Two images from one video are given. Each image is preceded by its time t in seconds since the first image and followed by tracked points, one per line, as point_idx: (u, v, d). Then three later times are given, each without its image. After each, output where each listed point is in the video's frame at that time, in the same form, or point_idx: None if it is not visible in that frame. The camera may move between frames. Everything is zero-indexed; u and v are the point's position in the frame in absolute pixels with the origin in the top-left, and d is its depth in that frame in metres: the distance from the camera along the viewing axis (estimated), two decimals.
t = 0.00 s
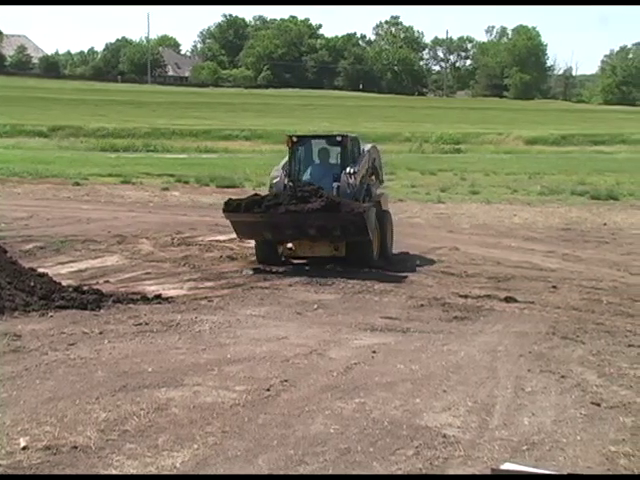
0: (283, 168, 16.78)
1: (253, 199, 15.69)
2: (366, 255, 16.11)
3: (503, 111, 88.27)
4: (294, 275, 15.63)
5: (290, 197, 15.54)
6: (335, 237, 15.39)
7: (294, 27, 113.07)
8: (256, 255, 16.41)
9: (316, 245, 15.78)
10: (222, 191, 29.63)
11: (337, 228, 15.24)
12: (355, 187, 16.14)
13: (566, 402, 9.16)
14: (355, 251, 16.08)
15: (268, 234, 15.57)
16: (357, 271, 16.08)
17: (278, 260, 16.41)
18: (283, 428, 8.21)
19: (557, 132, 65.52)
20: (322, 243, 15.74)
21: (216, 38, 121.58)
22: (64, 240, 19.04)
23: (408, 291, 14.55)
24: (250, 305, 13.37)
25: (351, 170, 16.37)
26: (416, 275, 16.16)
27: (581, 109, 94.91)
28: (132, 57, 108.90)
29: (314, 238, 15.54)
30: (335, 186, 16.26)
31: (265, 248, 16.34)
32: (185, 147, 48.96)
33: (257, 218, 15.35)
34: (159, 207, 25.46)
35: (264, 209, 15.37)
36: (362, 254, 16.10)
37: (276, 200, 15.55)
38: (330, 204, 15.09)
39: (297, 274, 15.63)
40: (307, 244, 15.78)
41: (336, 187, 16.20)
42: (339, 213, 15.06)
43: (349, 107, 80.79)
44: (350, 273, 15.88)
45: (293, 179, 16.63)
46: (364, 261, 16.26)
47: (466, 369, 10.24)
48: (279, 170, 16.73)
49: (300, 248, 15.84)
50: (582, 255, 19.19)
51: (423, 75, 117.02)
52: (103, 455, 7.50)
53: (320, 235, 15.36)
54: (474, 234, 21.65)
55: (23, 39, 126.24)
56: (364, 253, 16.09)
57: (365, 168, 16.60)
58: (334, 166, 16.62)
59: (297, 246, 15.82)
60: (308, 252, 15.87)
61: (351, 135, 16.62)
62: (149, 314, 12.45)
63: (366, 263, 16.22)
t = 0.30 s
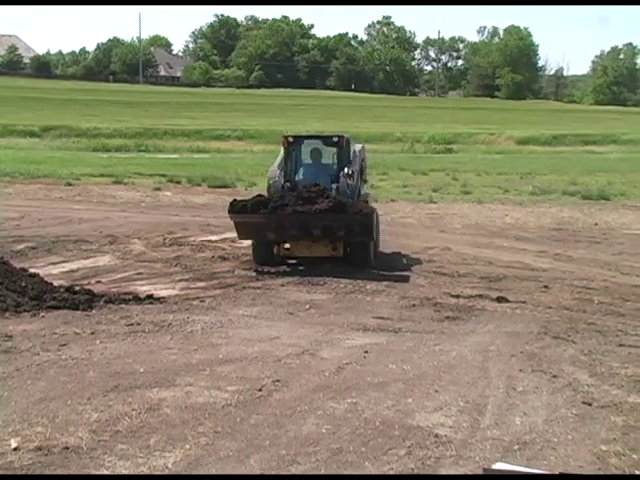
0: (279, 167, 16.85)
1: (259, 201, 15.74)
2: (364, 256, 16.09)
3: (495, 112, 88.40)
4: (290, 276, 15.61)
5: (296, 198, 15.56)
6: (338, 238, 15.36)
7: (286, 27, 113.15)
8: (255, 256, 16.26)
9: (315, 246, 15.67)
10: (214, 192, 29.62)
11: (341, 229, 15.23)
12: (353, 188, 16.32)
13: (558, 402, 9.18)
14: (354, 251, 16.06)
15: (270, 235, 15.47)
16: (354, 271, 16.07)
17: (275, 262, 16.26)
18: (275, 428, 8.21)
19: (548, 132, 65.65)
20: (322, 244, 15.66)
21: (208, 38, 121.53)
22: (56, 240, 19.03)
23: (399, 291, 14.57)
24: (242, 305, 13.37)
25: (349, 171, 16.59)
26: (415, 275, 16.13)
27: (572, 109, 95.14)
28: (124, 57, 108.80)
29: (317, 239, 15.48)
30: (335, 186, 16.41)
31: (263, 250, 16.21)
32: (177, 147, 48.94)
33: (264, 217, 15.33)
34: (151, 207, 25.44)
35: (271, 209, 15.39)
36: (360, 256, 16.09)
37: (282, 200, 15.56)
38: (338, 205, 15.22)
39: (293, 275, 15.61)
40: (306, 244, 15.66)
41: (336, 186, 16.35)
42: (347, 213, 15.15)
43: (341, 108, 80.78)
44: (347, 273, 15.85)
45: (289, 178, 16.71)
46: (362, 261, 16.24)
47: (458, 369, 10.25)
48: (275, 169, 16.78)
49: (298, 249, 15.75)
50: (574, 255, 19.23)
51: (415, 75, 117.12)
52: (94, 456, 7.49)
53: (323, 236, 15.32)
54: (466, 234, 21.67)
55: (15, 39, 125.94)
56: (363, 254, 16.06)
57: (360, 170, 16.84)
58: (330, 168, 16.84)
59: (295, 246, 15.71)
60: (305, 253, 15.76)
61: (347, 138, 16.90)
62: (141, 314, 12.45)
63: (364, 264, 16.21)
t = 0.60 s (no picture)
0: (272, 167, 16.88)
1: (264, 201, 15.86)
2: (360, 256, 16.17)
3: (486, 111, 88.50)
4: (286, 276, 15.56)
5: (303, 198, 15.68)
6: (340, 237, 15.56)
7: (277, 27, 113.15)
8: (252, 256, 16.15)
9: (313, 245, 15.68)
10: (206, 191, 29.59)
11: (346, 228, 15.49)
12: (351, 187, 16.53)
13: (548, 401, 9.21)
14: (350, 251, 16.10)
15: (274, 235, 15.46)
16: (351, 271, 16.04)
17: (270, 262, 16.18)
18: (267, 428, 8.21)
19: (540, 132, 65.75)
20: (321, 244, 15.70)
21: (199, 38, 121.31)
22: (47, 240, 18.99)
23: (391, 291, 14.58)
24: (234, 305, 13.36)
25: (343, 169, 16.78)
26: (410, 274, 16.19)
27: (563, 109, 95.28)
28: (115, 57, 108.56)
29: (318, 240, 15.59)
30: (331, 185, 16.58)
31: (259, 251, 16.09)
32: (168, 147, 48.86)
33: (272, 215, 15.37)
34: (143, 207, 25.40)
35: (279, 208, 15.48)
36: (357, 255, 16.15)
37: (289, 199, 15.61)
38: (347, 203, 15.61)
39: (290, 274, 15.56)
40: (304, 243, 15.65)
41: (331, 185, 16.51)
42: (355, 211, 15.48)
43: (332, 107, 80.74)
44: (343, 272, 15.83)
45: (283, 179, 16.77)
46: (358, 261, 16.26)
47: (450, 368, 10.27)
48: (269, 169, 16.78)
49: (295, 248, 15.73)
50: (565, 254, 19.27)
51: (407, 75, 117.13)
52: (86, 457, 7.48)
53: (327, 235, 15.47)
54: (458, 234, 21.68)
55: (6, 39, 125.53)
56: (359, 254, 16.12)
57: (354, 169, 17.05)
58: (324, 166, 16.94)
59: (293, 246, 15.68)
60: (301, 252, 15.74)
61: (340, 137, 17.04)
62: (133, 314, 12.42)
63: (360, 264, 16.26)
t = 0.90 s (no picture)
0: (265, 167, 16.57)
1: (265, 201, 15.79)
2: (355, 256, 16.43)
3: (472, 111, 88.69)
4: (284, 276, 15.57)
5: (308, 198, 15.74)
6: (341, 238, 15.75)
7: (264, 27, 113.07)
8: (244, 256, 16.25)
9: (309, 244, 15.88)
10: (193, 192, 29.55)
11: (348, 228, 15.66)
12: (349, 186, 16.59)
13: (535, 400, 9.24)
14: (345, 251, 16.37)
15: (275, 236, 15.45)
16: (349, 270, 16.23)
17: (262, 261, 16.27)
18: (254, 428, 8.21)
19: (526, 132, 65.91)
20: (316, 243, 15.94)
21: (186, 38, 121.13)
22: (33, 240, 18.95)
23: (378, 291, 14.59)
24: (221, 305, 13.36)
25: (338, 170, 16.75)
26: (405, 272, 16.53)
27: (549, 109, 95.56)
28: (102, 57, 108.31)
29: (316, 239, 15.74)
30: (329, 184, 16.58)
31: (254, 251, 16.14)
32: (155, 147, 48.79)
33: (276, 217, 15.33)
34: (130, 207, 25.36)
35: (285, 209, 15.44)
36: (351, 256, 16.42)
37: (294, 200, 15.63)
38: (352, 204, 15.82)
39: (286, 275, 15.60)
40: (299, 243, 15.85)
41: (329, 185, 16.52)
42: (360, 213, 15.73)
43: (319, 107, 80.76)
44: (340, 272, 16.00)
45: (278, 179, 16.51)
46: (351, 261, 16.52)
47: (436, 368, 10.29)
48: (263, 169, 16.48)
49: (289, 248, 15.87)
50: (551, 254, 19.33)
51: (394, 75, 117.25)
52: (72, 457, 7.46)
53: (329, 237, 15.65)
54: (444, 234, 21.72)
55: None
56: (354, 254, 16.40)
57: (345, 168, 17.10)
58: (317, 166, 16.82)
59: (288, 245, 15.81)
60: (296, 253, 15.95)
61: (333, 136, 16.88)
62: (119, 315, 12.40)
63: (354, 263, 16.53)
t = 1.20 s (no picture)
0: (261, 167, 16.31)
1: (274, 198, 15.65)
2: (345, 255, 16.75)
3: (461, 111, 88.81)
4: (287, 276, 15.57)
5: (314, 197, 15.75)
6: (340, 236, 15.98)
7: (254, 27, 112.85)
8: (240, 256, 16.14)
9: (306, 243, 16.06)
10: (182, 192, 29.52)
11: (350, 228, 15.86)
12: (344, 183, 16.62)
13: (524, 399, 9.26)
14: (336, 250, 16.65)
15: (278, 235, 15.48)
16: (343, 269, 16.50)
17: (257, 261, 16.25)
18: (244, 428, 8.21)
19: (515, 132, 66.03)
20: (313, 242, 16.11)
21: (175, 38, 120.78)
22: (22, 240, 18.91)
23: (368, 291, 14.61)
24: (210, 305, 13.34)
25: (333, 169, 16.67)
26: (396, 269, 16.89)
27: (538, 110, 95.72)
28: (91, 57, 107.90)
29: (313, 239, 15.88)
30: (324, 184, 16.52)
31: (251, 250, 16.08)
32: (144, 147, 48.68)
33: (284, 217, 15.30)
34: (120, 207, 25.31)
35: (292, 209, 15.41)
36: (341, 255, 16.74)
37: (300, 199, 15.60)
38: (358, 204, 15.91)
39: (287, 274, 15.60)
40: (296, 242, 15.98)
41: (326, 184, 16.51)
42: (363, 213, 15.91)
43: (309, 107, 80.70)
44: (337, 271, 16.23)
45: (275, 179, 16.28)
46: (345, 260, 16.83)
47: (425, 367, 10.31)
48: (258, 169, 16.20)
49: (285, 248, 15.96)
50: (540, 253, 19.39)
51: (383, 75, 117.18)
52: (61, 459, 7.44)
53: (330, 236, 15.85)
54: (434, 234, 21.74)
55: None
56: (345, 253, 16.73)
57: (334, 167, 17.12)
58: (311, 166, 16.71)
59: (285, 246, 15.92)
60: (292, 252, 16.06)
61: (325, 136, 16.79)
62: (109, 316, 12.36)
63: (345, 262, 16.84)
